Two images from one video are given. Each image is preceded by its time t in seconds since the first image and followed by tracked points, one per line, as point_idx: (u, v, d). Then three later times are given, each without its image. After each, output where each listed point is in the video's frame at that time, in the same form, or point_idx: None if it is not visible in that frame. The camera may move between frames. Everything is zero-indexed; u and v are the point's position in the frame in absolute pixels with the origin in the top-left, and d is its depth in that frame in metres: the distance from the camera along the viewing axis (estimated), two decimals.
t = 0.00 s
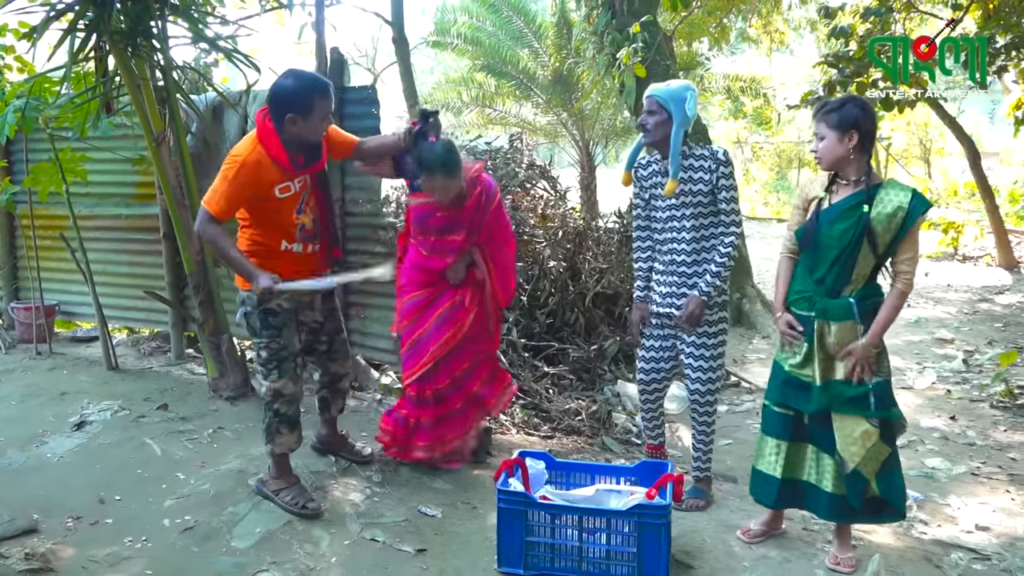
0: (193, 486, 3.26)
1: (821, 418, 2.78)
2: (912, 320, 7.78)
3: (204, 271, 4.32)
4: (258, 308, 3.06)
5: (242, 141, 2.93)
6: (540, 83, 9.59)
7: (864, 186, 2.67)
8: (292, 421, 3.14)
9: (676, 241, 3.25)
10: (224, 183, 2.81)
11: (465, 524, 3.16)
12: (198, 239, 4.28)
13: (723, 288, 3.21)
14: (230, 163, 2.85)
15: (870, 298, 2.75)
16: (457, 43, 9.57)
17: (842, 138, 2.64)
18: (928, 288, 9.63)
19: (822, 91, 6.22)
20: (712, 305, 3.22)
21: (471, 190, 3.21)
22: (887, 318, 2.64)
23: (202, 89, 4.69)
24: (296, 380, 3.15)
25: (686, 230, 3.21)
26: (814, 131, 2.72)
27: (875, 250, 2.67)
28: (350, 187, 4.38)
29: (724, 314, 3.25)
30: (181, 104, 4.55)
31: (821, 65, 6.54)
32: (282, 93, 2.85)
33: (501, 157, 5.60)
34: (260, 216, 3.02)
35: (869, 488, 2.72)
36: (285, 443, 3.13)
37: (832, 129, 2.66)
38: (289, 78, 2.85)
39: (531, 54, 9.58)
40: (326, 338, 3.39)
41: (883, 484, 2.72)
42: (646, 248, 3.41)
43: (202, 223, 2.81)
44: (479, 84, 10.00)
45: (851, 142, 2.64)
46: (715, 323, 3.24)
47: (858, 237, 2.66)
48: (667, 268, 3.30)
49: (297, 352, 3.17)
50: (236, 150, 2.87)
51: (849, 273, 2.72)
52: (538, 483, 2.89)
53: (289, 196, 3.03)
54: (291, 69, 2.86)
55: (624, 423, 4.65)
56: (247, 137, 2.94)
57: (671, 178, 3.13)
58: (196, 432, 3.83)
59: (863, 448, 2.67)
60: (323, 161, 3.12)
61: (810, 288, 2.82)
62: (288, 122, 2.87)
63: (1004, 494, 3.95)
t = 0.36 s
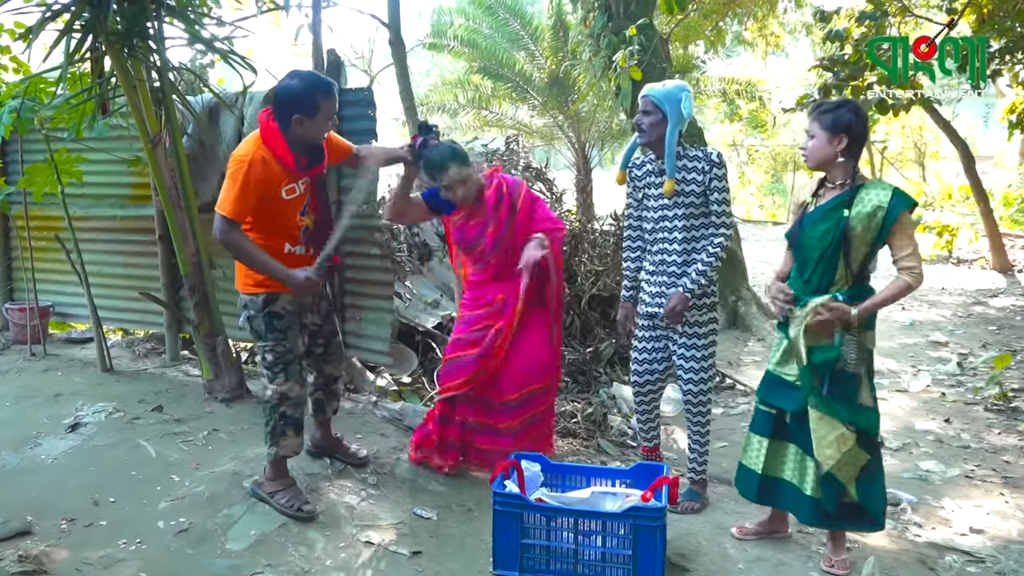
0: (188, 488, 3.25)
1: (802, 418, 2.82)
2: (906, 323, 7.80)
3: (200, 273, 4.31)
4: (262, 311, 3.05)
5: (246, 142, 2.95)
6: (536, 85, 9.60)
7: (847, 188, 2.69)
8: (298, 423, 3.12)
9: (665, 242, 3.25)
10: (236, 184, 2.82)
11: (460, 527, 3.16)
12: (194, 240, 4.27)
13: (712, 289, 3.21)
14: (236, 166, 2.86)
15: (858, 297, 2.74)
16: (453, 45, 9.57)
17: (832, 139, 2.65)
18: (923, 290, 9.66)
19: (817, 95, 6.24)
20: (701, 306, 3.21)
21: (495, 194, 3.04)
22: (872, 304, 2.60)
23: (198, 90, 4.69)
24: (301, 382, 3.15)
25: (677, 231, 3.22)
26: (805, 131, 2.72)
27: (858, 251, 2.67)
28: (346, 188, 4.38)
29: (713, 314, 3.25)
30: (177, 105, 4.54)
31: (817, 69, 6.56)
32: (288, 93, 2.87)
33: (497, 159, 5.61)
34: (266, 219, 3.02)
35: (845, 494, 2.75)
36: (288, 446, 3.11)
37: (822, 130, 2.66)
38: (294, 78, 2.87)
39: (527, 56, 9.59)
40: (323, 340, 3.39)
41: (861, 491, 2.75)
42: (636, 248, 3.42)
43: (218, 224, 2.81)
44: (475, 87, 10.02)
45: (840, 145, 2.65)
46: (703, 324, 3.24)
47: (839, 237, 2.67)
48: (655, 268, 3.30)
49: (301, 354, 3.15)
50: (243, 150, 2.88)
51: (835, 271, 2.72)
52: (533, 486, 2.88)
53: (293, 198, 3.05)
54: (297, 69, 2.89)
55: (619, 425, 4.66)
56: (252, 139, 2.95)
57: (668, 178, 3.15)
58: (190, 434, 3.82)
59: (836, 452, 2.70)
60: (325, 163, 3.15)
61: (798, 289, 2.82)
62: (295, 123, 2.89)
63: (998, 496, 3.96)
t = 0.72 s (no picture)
0: (181, 490, 3.24)
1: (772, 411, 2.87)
2: (898, 323, 7.84)
3: (193, 274, 4.30)
4: (255, 311, 3.07)
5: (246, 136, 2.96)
6: (529, 86, 9.60)
7: (825, 186, 2.71)
8: (289, 424, 3.14)
9: (674, 251, 3.26)
10: (233, 179, 2.82)
11: (454, 527, 3.16)
12: (186, 242, 4.24)
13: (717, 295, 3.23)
14: (232, 159, 2.84)
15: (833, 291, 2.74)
16: (446, 46, 9.58)
17: (816, 138, 2.66)
18: (914, 290, 9.69)
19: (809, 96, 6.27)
20: (711, 313, 3.23)
21: (507, 221, 2.93)
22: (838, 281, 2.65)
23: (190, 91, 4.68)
24: (293, 383, 3.16)
25: (686, 240, 3.23)
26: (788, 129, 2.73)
27: (828, 248, 2.71)
28: (339, 189, 4.38)
29: (729, 321, 3.26)
30: (169, 106, 4.54)
31: (809, 69, 6.59)
32: (287, 90, 2.86)
33: (491, 160, 5.62)
34: (261, 215, 3.03)
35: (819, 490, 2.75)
36: (279, 447, 3.13)
37: (806, 129, 2.67)
38: (295, 75, 2.86)
39: (520, 57, 9.60)
40: (321, 341, 3.41)
41: (834, 487, 2.77)
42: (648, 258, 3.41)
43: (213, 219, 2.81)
44: (468, 87, 10.03)
45: (825, 143, 2.66)
46: (721, 330, 3.23)
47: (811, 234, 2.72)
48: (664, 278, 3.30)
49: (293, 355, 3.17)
50: (241, 145, 2.88)
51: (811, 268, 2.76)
52: (527, 485, 2.90)
53: (290, 195, 3.05)
54: (300, 67, 2.88)
55: (614, 425, 4.68)
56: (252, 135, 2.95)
57: (667, 187, 3.19)
58: (183, 435, 3.81)
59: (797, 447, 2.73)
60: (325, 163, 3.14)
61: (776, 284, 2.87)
62: (295, 119, 2.89)
63: (989, 495, 3.98)
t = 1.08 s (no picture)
0: (175, 487, 3.24)
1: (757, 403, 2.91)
2: (891, 316, 7.86)
3: (185, 271, 4.29)
4: (240, 309, 3.07)
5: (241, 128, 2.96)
6: (522, 81, 9.59)
7: (818, 182, 2.72)
8: (275, 422, 3.14)
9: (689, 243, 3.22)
10: (220, 167, 2.80)
11: (449, 522, 3.16)
12: (178, 238, 4.23)
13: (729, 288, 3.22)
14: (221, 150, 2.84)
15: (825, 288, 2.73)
16: (439, 41, 9.56)
17: (803, 134, 2.66)
18: (907, 284, 9.73)
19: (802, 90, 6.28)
20: (722, 307, 3.22)
21: (532, 212, 2.83)
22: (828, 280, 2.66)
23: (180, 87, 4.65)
24: (278, 381, 3.17)
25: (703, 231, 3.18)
26: (775, 125, 2.73)
27: (821, 244, 2.70)
28: (332, 185, 4.37)
29: (738, 316, 3.26)
30: (160, 102, 4.51)
31: (802, 64, 6.60)
32: (284, 84, 2.86)
33: (484, 155, 5.62)
34: (247, 208, 3.02)
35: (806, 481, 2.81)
36: (266, 444, 3.12)
37: (793, 125, 2.67)
38: (291, 70, 2.86)
39: (513, 52, 9.58)
40: (304, 341, 3.40)
41: (826, 478, 2.79)
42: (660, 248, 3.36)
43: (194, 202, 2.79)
44: (462, 82, 10.00)
45: (812, 138, 2.67)
46: (727, 326, 3.23)
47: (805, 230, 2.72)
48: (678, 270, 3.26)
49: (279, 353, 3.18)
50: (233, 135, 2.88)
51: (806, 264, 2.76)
52: (521, 480, 2.91)
53: (277, 190, 3.03)
54: (297, 62, 2.87)
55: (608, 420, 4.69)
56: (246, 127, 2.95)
57: (693, 177, 3.12)
58: (177, 432, 3.80)
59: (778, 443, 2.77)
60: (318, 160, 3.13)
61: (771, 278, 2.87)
62: (288, 113, 2.88)
63: (982, 486, 4.01)
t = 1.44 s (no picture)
0: (168, 487, 3.23)
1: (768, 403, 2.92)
2: (885, 312, 7.88)
3: (178, 270, 4.26)
4: (245, 317, 3.02)
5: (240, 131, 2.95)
6: (515, 78, 9.57)
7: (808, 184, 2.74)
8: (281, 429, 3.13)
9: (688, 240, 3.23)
10: (216, 167, 2.80)
11: (443, 521, 3.16)
12: (171, 238, 4.22)
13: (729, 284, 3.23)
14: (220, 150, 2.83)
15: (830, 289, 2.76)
16: (432, 39, 9.54)
17: (789, 137, 2.70)
18: (901, 279, 9.75)
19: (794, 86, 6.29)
20: (722, 303, 3.23)
21: (553, 207, 2.80)
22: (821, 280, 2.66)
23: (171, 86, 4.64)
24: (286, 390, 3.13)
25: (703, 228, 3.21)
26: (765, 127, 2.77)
27: (817, 243, 2.71)
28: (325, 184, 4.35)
29: (738, 311, 3.26)
30: (151, 102, 4.50)
31: (795, 60, 6.60)
32: (273, 83, 2.85)
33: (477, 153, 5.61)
34: (247, 212, 2.98)
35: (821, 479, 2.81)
36: (271, 451, 3.12)
37: (780, 128, 2.70)
38: (277, 68, 2.85)
39: (507, 50, 9.56)
40: (315, 348, 3.30)
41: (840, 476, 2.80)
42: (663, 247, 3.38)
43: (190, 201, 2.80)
44: (455, 80, 9.98)
45: (799, 140, 2.69)
46: (727, 321, 3.23)
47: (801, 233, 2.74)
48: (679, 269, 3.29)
49: (286, 361, 3.12)
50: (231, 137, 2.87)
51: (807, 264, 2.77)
52: (516, 478, 2.93)
53: (278, 192, 2.99)
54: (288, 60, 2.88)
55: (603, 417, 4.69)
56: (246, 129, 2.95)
57: (679, 177, 3.17)
58: (170, 433, 3.79)
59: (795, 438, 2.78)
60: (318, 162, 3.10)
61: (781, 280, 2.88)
62: (282, 110, 2.87)
63: (975, 481, 4.02)
